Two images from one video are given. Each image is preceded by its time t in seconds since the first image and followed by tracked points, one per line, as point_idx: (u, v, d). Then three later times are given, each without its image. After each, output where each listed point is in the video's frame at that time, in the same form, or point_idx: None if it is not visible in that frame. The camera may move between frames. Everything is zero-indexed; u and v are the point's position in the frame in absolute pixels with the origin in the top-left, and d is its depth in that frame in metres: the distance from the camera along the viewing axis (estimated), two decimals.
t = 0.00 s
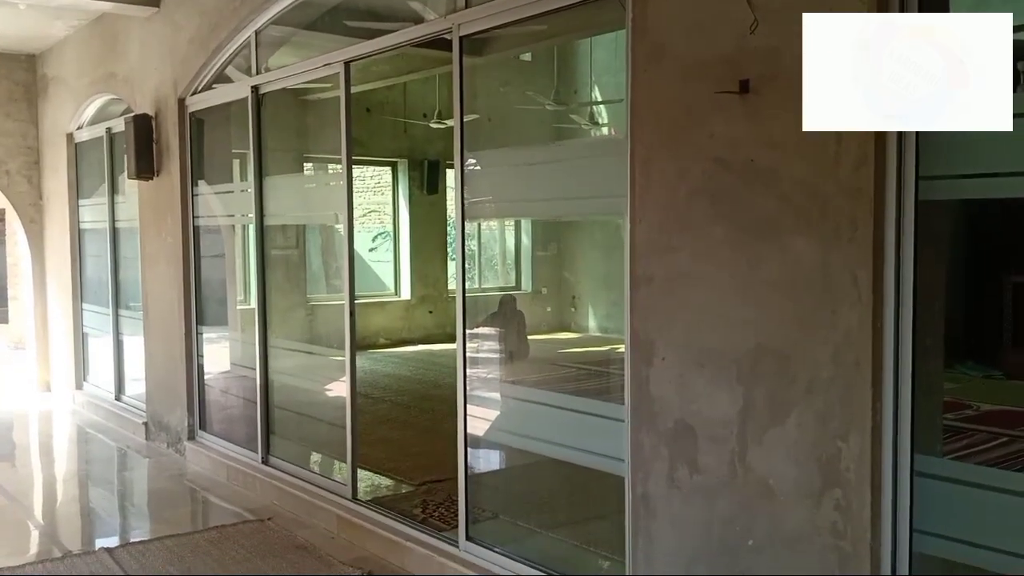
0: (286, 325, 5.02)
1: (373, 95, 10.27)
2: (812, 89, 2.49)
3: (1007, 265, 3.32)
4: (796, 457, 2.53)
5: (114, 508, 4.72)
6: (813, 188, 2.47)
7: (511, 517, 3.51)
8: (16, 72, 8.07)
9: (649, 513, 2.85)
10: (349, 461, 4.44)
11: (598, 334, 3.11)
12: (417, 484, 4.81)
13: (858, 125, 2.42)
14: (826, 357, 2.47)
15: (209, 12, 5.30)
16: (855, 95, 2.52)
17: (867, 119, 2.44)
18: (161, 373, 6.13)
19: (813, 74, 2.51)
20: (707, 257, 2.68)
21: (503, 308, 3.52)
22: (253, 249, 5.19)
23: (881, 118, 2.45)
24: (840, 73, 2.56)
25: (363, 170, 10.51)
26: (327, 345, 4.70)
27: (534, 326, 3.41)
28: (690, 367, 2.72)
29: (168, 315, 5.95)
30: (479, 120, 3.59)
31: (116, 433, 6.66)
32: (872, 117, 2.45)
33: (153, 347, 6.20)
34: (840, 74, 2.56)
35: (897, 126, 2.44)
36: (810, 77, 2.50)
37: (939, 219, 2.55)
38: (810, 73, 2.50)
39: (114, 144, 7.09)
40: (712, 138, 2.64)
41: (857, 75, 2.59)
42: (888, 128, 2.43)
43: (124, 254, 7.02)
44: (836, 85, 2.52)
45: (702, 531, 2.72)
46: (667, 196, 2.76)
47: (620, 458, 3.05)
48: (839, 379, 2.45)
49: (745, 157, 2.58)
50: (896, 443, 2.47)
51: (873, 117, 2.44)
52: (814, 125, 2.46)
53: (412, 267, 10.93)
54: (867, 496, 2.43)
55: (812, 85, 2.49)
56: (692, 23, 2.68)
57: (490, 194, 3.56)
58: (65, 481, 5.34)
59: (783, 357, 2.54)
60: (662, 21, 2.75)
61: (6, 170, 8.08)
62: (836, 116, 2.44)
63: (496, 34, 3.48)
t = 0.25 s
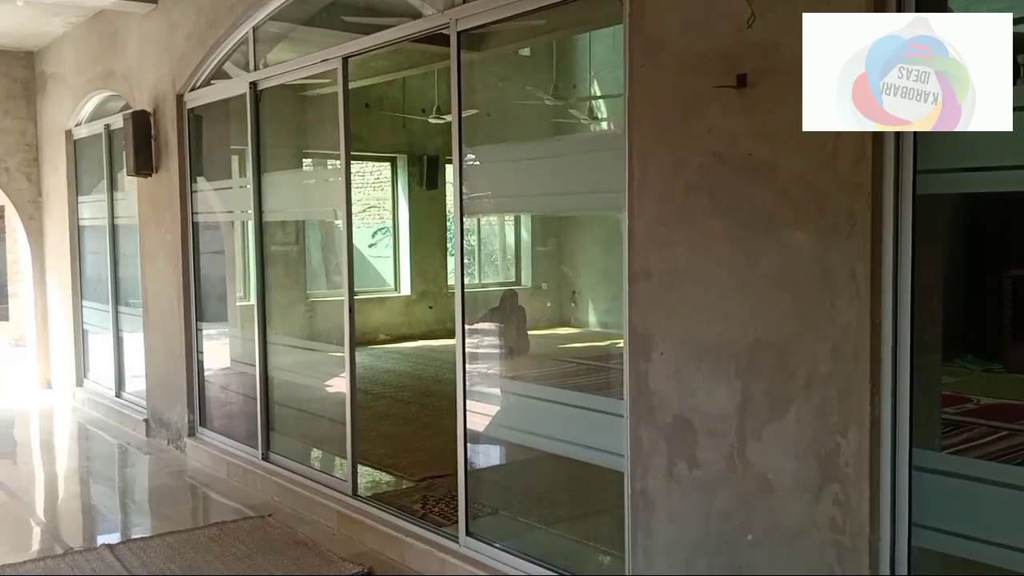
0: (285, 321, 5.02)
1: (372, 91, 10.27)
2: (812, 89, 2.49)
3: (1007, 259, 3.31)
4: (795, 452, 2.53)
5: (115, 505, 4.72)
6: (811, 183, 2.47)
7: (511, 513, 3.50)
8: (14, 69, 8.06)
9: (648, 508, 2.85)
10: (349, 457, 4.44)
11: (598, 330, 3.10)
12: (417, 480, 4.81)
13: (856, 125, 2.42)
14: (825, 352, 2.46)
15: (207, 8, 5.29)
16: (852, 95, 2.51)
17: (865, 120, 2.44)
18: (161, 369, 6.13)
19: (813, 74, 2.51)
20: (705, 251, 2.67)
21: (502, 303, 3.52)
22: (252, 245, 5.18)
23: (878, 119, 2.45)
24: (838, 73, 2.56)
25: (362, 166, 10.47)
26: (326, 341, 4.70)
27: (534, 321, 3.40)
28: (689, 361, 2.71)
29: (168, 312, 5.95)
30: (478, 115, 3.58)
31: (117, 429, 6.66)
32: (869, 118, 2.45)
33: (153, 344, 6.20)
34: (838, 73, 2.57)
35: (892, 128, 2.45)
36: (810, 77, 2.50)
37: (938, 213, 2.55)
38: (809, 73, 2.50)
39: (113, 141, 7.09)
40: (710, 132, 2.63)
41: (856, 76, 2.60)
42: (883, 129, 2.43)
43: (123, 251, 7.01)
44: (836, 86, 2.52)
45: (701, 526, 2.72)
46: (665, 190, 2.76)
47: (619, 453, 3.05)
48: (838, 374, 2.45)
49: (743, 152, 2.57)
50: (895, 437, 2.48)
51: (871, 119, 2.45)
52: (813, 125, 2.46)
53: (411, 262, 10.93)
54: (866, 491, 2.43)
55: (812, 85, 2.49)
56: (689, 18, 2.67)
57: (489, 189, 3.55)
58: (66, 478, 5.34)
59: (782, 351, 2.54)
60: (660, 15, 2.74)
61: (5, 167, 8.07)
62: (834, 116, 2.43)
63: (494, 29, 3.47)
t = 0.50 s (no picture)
0: (286, 321, 5.02)
1: (372, 90, 10.28)
2: (812, 89, 2.49)
3: (1007, 256, 3.31)
4: (796, 450, 2.53)
5: (117, 506, 4.73)
6: (811, 181, 2.47)
7: (513, 512, 3.51)
8: (14, 70, 8.07)
9: (650, 506, 2.85)
10: (351, 456, 4.44)
11: (598, 329, 3.10)
12: (419, 479, 4.81)
13: (855, 125, 2.42)
14: (826, 349, 2.46)
15: (207, 8, 5.29)
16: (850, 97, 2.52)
17: (864, 119, 2.44)
18: (162, 369, 6.13)
19: (813, 73, 2.51)
20: (705, 249, 2.67)
21: (503, 302, 3.52)
22: (253, 245, 5.19)
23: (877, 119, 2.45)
24: (836, 73, 2.57)
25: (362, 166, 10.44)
26: (328, 341, 4.70)
27: (535, 320, 3.40)
28: (690, 359, 2.72)
29: (169, 312, 5.96)
30: (478, 114, 3.58)
31: (119, 430, 6.67)
32: (868, 118, 2.45)
33: (155, 344, 6.21)
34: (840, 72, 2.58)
35: (891, 127, 2.45)
36: (810, 77, 2.50)
37: (938, 210, 2.55)
38: (809, 73, 2.50)
39: (113, 141, 7.09)
40: (710, 131, 2.63)
41: (859, 76, 2.64)
42: (882, 129, 2.44)
43: (124, 252, 7.02)
44: (836, 86, 2.53)
45: (703, 524, 2.72)
46: (665, 188, 2.76)
47: (620, 452, 3.05)
48: (839, 372, 2.45)
49: (743, 150, 2.57)
50: (896, 435, 2.48)
51: (870, 118, 2.45)
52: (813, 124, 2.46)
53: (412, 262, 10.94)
54: (867, 488, 2.43)
55: (812, 85, 2.50)
56: (689, 16, 2.67)
57: (489, 188, 3.55)
58: (68, 479, 5.35)
59: (783, 349, 2.54)
60: (659, 13, 2.74)
61: (5, 168, 8.07)
62: (834, 116, 2.44)
63: (494, 28, 3.47)
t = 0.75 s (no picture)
0: (290, 323, 5.02)
1: (374, 92, 10.28)
2: (812, 91, 2.50)
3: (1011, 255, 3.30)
4: (799, 450, 2.53)
5: (120, 508, 4.73)
6: (813, 179, 2.47)
7: (516, 513, 3.50)
8: (17, 74, 8.09)
9: (653, 506, 2.85)
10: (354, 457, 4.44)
11: (601, 329, 3.10)
12: (423, 481, 4.81)
13: (855, 126, 2.43)
14: (829, 348, 2.46)
15: (208, 11, 5.30)
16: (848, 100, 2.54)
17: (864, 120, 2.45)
18: (165, 372, 6.14)
19: (813, 76, 2.53)
20: (708, 248, 2.67)
21: (506, 303, 3.52)
22: (255, 247, 5.19)
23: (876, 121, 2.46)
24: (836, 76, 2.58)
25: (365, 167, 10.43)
26: (331, 343, 4.70)
27: (538, 321, 3.40)
28: (693, 359, 2.71)
29: (172, 315, 5.97)
30: (480, 115, 3.58)
31: (122, 433, 6.67)
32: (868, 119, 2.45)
33: (158, 347, 6.22)
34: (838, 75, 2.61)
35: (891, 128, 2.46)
36: (810, 79, 2.52)
37: (941, 208, 2.55)
38: (809, 75, 2.52)
39: (116, 144, 7.10)
40: (712, 130, 2.63)
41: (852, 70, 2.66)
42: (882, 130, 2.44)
43: (127, 254, 7.02)
44: (836, 88, 2.54)
45: (706, 524, 2.72)
46: (667, 188, 2.76)
47: (624, 452, 3.05)
48: (841, 371, 2.45)
49: (745, 150, 2.57)
50: (900, 434, 2.48)
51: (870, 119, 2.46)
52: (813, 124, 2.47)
53: (414, 263, 10.95)
54: (871, 487, 2.43)
55: (812, 87, 2.51)
56: (690, 15, 2.67)
57: (492, 189, 3.55)
58: (72, 481, 5.35)
59: (786, 349, 2.54)
60: (661, 12, 2.74)
61: (8, 171, 8.08)
62: (834, 116, 2.45)
63: (495, 29, 3.47)
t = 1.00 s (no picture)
0: (293, 327, 5.03)
1: (377, 95, 10.29)
2: (812, 90, 2.50)
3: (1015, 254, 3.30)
4: (804, 450, 2.53)
5: (125, 513, 4.74)
6: (816, 179, 2.47)
7: (521, 515, 3.50)
8: (20, 79, 8.11)
9: (658, 507, 2.85)
10: (359, 460, 4.45)
11: (604, 331, 3.12)
12: (427, 483, 4.82)
13: (856, 125, 2.43)
14: (833, 348, 2.46)
15: (210, 15, 5.31)
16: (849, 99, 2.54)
17: (864, 120, 2.45)
18: (169, 376, 6.15)
19: (813, 75, 2.53)
20: (711, 250, 2.67)
21: (509, 305, 3.52)
22: (259, 251, 5.19)
23: (877, 121, 2.46)
24: (837, 77, 2.58)
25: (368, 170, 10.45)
26: (334, 346, 4.71)
27: (541, 323, 3.39)
28: (697, 360, 2.71)
29: (176, 319, 5.98)
30: (482, 117, 3.58)
31: (127, 437, 6.68)
32: (868, 118, 2.46)
33: (162, 351, 6.22)
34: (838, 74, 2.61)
35: (892, 128, 2.45)
36: (810, 78, 2.52)
37: (944, 208, 2.55)
38: (809, 74, 2.52)
39: (119, 148, 7.12)
40: (714, 131, 2.64)
41: (853, 65, 2.65)
42: (882, 129, 2.44)
43: (131, 259, 7.04)
44: (836, 87, 2.54)
45: (711, 525, 2.72)
46: (670, 190, 2.76)
47: (629, 453, 3.05)
48: (846, 371, 2.45)
49: (747, 150, 2.58)
50: (905, 433, 2.48)
51: (871, 119, 2.46)
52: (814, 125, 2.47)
53: (418, 266, 10.96)
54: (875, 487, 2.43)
55: (812, 86, 2.51)
56: (692, 16, 2.67)
57: (494, 192, 3.55)
58: (77, 486, 5.36)
59: (790, 349, 2.54)
60: (662, 14, 2.74)
61: (12, 177, 8.10)
62: (836, 117, 2.45)
63: (497, 32, 3.47)
